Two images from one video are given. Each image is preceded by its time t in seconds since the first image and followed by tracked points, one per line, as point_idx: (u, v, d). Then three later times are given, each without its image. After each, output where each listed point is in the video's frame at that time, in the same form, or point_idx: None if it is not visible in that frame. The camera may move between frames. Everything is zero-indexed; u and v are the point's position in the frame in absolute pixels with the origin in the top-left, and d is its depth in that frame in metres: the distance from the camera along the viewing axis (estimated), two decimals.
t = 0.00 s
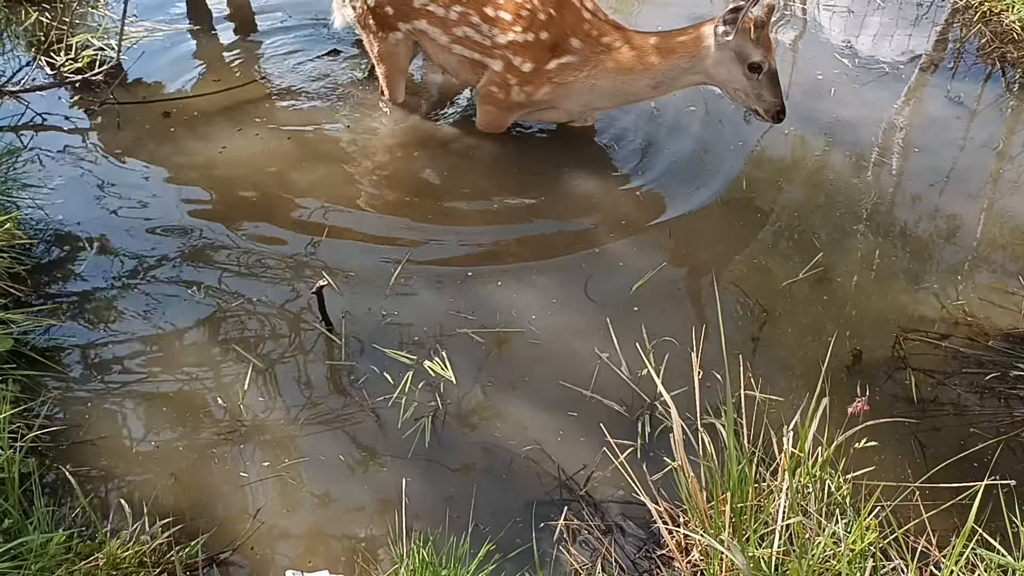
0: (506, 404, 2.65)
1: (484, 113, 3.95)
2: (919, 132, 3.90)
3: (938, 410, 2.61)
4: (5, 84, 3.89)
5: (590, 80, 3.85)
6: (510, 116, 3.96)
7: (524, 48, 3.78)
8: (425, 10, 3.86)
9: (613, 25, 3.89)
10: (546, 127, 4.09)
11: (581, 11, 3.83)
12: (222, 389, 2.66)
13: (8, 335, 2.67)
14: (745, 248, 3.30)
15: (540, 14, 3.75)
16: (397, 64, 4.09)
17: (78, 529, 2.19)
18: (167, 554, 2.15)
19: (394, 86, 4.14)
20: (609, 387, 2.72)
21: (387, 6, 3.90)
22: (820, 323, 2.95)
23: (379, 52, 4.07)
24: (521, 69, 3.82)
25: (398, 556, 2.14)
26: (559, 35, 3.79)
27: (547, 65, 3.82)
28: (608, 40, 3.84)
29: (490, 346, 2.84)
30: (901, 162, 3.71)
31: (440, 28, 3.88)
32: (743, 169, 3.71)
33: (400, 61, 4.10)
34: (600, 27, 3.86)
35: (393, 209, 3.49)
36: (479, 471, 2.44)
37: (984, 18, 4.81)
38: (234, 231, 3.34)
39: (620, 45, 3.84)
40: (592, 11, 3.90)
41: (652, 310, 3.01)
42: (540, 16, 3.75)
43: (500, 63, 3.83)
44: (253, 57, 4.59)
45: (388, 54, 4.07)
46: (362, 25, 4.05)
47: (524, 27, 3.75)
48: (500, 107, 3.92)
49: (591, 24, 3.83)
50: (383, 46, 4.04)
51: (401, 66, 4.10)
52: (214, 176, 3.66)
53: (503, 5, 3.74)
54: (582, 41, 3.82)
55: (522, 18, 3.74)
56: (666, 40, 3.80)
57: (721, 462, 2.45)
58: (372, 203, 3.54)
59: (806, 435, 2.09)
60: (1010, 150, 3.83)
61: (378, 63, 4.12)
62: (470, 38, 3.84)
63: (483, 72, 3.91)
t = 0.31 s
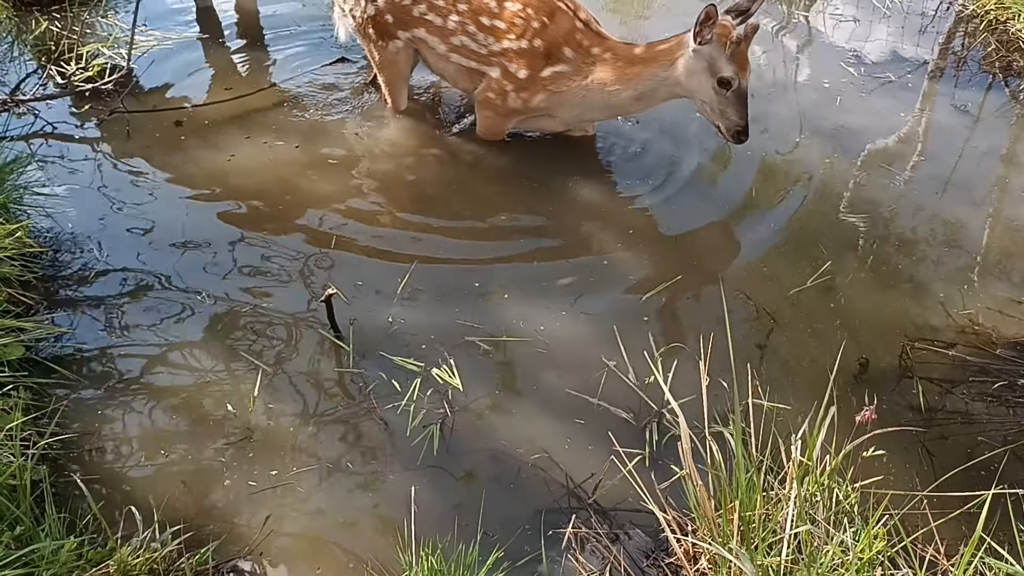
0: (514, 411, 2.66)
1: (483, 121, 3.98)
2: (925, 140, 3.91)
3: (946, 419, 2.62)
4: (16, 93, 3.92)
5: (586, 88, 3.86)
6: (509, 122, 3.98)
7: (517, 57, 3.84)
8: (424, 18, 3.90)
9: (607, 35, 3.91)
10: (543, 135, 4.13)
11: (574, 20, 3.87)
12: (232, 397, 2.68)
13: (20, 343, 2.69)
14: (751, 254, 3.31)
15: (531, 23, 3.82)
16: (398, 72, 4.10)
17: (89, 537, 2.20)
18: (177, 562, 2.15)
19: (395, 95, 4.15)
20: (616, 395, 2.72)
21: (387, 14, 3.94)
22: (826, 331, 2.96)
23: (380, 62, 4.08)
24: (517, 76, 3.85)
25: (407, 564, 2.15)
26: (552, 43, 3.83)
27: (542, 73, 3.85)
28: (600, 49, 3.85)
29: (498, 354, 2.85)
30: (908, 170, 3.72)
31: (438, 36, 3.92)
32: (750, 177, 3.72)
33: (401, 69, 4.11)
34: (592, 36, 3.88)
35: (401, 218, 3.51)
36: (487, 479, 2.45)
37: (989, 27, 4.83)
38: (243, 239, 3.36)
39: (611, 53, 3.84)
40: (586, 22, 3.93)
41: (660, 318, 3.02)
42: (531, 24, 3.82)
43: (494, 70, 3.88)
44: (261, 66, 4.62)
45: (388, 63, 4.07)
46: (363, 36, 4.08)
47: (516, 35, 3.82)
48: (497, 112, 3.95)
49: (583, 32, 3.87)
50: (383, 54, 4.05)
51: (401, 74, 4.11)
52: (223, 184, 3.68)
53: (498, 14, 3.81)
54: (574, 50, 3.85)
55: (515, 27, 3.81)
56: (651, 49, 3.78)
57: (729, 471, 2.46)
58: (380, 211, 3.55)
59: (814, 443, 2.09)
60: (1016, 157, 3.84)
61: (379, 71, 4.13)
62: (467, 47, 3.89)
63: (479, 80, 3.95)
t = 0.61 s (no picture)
0: (515, 412, 2.66)
1: (461, 115, 4.03)
2: (926, 142, 3.90)
3: (948, 420, 2.61)
4: (18, 95, 3.92)
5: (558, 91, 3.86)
6: (485, 119, 4.03)
7: (489, 53, 3.95)
8: (401, 16, 3.99)
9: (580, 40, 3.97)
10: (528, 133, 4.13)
11: (547, 21, 3.95)
12: (234, 398, 2.68)
13: (21, 344, 2.69)
14: (753, 256, 3.31)
15: (501, 20, 3.94)
16: (385, 71, 4.14)
17: (91, 538, 2.20)
18: (178, 563, 2.15)
19: (383, 96, 4.18)
20: (617, 397, 2.72)
21: (365, 15, 4.00)
22: (828, 332, 2.95)
23: (365, 62, 4.13)
24: (489, 73, 3.95)
25: (408, 565, 2.14)
26: (519, 41, 3.93)
27: (511, 71, 3.94)
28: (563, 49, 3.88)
29: (499, 356, 2.85)
30: (910, 172, 3.72)
31: (416, 35, 4.02)
32: (751, 178, 3.72)
33: (387, 70, 4.15)
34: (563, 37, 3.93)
35: (402, 220, 3.51)
36: (488, 480, 2.44)
37: (991, 28, 4.83)
38: (244, 241, 3.36)
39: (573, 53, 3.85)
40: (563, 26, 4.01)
41: (660, 319, 3.02)
42: (501, 21, 3.94)
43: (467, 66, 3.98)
44: (264, 68, 4.63)
45: (373, 63, 4.12)
46: (348, 37, 4.16)
47: (488, 32, 3.94)
48: (472, 107, 4.00)
49: (552, 33, 3.92)
50: (369, 55, 4.11)
51: (389, 75, 4.15)
52: (225, 185, 3.69)
53: (470, 11, 3.94)
54: (541, 49, 3.92)
55: (486, 23, 3.94)
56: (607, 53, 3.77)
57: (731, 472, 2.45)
58: (381, 213, 3.55)
59: (816, 444, 2.08)
60: (1018, 159, 3.83)
61: (367, 72, 4.16)
62: (443, 44, 3.99)
63: (454, 76, 4.04)
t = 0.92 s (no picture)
0: (516, 415, 2.66)
1: (445, 114, 4.11)
2: (926, 144, 3.90)
3: (949, 422, 2.61)
4: (18, 98, 3.92)
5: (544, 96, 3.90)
6: (467, 117, 4.11)
7: (468, 53, 4.01)
8: (388, 13, 4.05)
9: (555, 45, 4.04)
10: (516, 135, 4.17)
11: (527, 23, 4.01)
12: (234, 400, 2.67)
13: (22, 347, 2.69)
14: (753, 258, 3.31)
15: (482, 19, 4.00)
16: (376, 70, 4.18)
17: (91, 541, 2.19)
18: (179, 566, 2.14)
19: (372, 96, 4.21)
20: (618, 399, 2.72)
21: (354, 15, 4.06)
22: (828, 334, 2.95)
23: (357, 63, 4.16)
24: (467, 73, 4.02)
25: (408, 568, 2.14)
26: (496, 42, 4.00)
27: (488, 72, 4.01)
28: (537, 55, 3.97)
29: (500, 358, 2.85)
30: (911, 174, 3.72)
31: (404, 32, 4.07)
32: (751, 180, 3.72)
33: (380, 70, 4.19)
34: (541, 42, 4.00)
35: (403, 223, 3.51)
36: (489, 483, 2.44)
37: (991, 30, 4.84)
38: (244, 243, 3.36)
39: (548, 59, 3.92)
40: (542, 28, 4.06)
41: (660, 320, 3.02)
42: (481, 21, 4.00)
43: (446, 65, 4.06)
44: (264, 70, 4.63)
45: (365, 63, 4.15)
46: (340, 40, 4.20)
47: (469, 31, 4.01)
48: (454, 106, 4.08)
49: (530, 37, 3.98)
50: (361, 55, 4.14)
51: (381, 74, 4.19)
52: (225, 188, 3.69)
53: (453, 10, 4.00)
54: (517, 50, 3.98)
55: (467, 22, 4.00)
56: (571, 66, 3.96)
57: (731, 474, 2.45)
58: (381, 216, 3.55)
59: (817, 447, 2.08)
60: (1018, 160, 3.83)
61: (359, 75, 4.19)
62: (426, 42, 4.07)
63: (434, 74, 4.12)
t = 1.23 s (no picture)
0: (524, 416, 2.66)
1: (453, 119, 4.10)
2: (934, 146, 3.90)
3: (957, 425, 2.61)
4: (28, 99, 3.94)
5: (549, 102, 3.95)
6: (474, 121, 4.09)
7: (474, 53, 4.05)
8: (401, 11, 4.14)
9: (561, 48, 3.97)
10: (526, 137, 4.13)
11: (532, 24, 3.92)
12: (244, 402, 2.68)
13: (33, 348, 2.70)
14: (761, 260, 3.31)
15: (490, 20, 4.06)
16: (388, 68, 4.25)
17: (101, 541, 2.19)
18: (188, 567, 2.15)
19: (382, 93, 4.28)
20: (626, 402, 2.72)
21: (369, 11, 4.15)
22: (837, 337, 2.95)
23: (370, 60, 4.24)
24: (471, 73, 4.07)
25: (416, 569, 2.14)
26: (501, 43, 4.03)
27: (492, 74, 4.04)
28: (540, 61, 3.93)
29: (507, 360, 2.85)
30: (918, 176, 3.72)
31: (415, 32, 4.15)
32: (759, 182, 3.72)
33: (394, 66, 4.27)
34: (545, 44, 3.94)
35: (411, 225, 3.52)
36: (497, 484, 2.44)
37: (999, 31, 4.84)
38: (252, 244, 3.36)
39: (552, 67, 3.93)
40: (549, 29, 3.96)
41: (668, 323, 3.02)
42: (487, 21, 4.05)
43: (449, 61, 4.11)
44: (272, 72, 4.65)
45: (377, 60, 4.24)
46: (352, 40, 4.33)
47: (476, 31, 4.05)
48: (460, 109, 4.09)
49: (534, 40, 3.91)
50: (373, 52, 4.23)
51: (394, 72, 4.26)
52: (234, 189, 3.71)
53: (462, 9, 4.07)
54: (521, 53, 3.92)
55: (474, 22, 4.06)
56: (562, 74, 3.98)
57: (740, 478, 2.45)
58: (389, 218, 3.56)
59: (826, 450, 2.07)
60: None
61: (371, 71, 4.27)
62: (435, 41, 4.13)
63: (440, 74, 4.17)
